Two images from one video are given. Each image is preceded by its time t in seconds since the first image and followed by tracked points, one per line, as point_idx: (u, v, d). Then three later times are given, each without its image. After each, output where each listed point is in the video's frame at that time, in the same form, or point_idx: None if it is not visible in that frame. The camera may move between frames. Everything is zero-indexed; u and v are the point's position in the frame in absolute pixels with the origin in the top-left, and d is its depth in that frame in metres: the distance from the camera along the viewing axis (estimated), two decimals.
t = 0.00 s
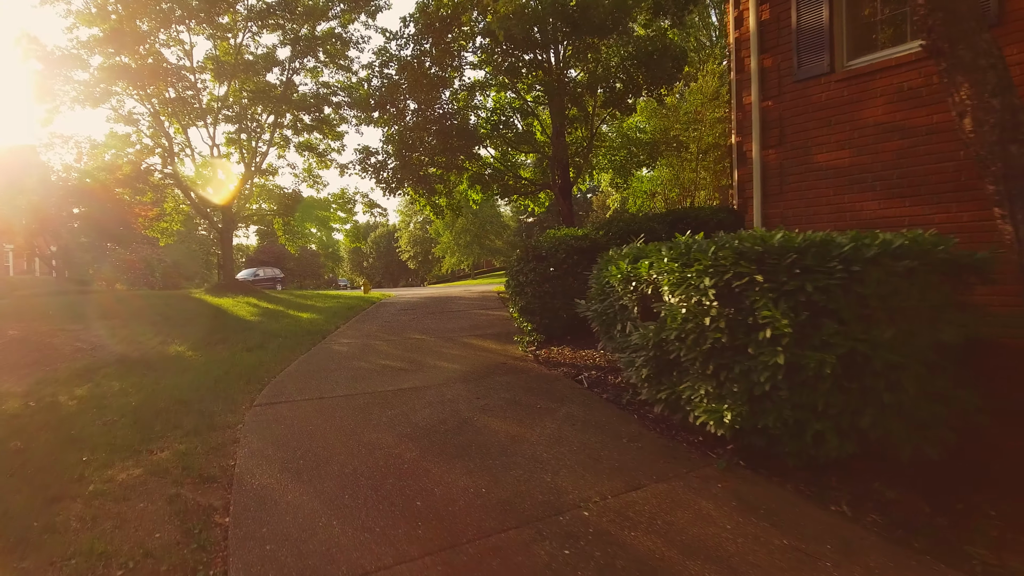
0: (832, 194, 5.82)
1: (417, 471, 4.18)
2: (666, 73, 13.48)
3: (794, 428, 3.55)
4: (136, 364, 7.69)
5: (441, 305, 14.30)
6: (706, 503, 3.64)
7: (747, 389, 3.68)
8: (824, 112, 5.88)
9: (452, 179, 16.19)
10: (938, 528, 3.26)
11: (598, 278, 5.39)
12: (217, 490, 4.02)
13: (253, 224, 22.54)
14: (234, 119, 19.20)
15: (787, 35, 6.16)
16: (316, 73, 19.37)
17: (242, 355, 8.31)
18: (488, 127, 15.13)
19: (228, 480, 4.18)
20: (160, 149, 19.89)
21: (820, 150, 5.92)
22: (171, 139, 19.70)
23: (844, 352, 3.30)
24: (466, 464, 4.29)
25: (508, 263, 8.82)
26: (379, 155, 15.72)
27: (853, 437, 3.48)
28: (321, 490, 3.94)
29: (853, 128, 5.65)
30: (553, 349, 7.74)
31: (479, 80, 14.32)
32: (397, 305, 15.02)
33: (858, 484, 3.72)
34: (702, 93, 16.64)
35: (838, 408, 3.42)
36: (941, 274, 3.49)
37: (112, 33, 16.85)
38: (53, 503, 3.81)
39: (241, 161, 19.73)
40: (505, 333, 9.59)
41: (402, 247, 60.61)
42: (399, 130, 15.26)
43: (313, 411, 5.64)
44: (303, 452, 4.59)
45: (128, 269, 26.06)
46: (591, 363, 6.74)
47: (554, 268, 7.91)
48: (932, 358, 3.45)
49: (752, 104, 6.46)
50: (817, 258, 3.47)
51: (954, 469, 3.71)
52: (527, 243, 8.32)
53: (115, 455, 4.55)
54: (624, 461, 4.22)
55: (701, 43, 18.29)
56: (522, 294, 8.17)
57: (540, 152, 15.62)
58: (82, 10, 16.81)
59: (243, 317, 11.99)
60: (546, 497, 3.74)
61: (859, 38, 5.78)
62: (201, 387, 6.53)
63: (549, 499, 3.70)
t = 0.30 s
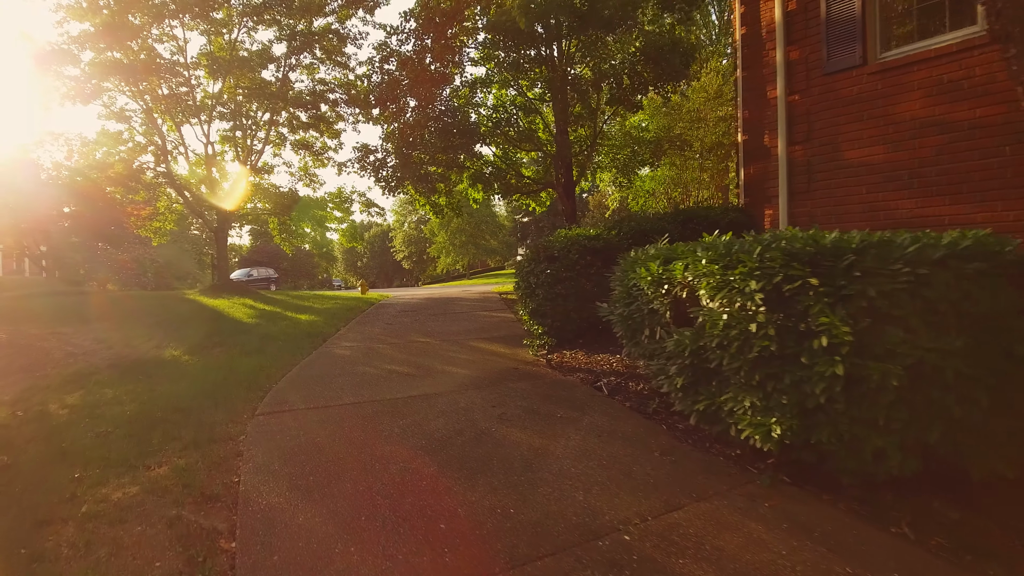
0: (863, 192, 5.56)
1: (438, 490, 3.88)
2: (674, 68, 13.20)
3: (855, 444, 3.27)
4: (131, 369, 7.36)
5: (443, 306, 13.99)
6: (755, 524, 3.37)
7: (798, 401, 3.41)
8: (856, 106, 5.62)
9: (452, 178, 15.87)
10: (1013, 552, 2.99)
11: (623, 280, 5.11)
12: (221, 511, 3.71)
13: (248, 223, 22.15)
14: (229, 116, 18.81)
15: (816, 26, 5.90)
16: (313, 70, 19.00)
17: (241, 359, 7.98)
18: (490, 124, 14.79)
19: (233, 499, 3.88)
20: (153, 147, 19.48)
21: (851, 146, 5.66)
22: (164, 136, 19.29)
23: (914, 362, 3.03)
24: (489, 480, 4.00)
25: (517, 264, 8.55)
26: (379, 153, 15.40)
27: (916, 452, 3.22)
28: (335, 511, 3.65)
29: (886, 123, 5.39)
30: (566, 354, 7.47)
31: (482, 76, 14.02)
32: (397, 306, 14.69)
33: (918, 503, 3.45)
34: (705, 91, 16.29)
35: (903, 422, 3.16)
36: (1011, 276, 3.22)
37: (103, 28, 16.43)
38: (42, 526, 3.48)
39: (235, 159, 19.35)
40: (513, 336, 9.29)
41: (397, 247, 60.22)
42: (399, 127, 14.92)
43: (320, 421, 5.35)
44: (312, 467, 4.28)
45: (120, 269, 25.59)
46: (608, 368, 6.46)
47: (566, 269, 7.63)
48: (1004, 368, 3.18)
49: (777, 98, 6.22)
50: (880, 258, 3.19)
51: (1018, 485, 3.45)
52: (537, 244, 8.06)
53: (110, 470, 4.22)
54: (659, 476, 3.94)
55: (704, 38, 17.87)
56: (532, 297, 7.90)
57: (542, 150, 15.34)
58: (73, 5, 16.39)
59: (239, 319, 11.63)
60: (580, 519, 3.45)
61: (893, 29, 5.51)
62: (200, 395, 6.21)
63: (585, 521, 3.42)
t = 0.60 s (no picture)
0: (901, 190, 5.31)
1: (463, 510, 3.60)
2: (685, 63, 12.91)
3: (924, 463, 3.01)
4: (127, 375, 7.02)
5: (446, 308, 13.68)
6: (813, 549, 3.10)
7: (860, 416, 3.14)
8: (893, 100, 5.36)
9: (455, 177, 15.57)
10: None
11: (652, 284, 4.83)
12: (231, 535, 3.42)
13: (245, 223, 21.78)
14: (226, 114, 18.46)
15: (849, 16, 5.64)
16: (312, 67, 18.68)
17: (243, 364, 7.68)
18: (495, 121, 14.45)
19: (242, 520, 3.58)
20: (149, 145, 19.11)
21: (887, 142, 5.40)
22: (160, 134, 18.93)
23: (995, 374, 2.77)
24: (518, 499, 3.71)
25: (529, 265, 8.28)
26: (380, 151, 15.06)
27: (991, 471, 2.96)
28: (356, 535, 3.36)
29: (927, 117, 5.13)
30: (582, 358, 7.19)
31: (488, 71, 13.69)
32: (400, 307, 14.37)
33: (986, 524, 3.19)
34: (710, 88, 16.06)
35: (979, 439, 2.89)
36: None
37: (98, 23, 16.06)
38: (34, 554, 3.18)
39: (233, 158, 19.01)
40: (524, 338, 9.00)
41: (393, 247, 59.86)
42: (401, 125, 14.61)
43: (331, 431, 5.05)
44: (326, 484, 3.99)
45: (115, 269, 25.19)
46: (630, 374, 6.17)
47: (581, 271, 7.34)
48: None
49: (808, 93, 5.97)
50: (954, 261, 2.93)
51: None
52: (550, 244, 7.79)
53: (107, 489, 3.91)
54: (702, 495, 3.66)
55: (710, 34, 17.59)
56: (546, 300, 7.62)
57: (547, 148, 15.07)
58: None
59: (238, 321, 11.31)
60: (623, 544, 3.16)
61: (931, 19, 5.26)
62: (202, 402, 5.89)
63: (628, 547, 3.13)
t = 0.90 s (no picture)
0: (944, 189, 5.08)
1: (492, 534, 3.32)
2: (699, 58, 12.61)
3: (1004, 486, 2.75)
4: (125, 382, 6.70)
5: (451, 310, 13.38)
6: None
7: (931, 433, 2.88)
8: (934, 94, 5.11)
9: (458, 176, 15.26)
10: None
11: (684, 287, 4.55)
12: (241, 562, 3.13)
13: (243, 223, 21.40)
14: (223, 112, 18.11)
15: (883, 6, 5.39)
16: (311, 64, 18.37)
17: (244, 369, 7.37)
18: (499, 119, 14.14)
19: (253, 546, 3.30)
20: (145, 144, 18.74)
21: (924, 137, 5.19)
22: (157, 132, 18.57)
23: None
24: (550, 520, 3.44)
25: (542, 265, 8.02)
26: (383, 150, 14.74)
27: None
28: (380, 564, 3.07)
29: (971, 112, 4.88)
30: (598, 363, 6.91)
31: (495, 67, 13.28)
32: (403, 309, 14.06)
33: None
34: (717, 86, 15.83)
35: None
36: None
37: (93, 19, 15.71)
38: None
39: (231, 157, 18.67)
40: (535, 342, 8.71)
41: (390, 247, 59.51)
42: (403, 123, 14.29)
43: (343, 443, 4.76)
44: (343, 504, 3.70)
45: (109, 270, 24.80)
46: (653, 382, 5.88)
47: (598, 271, 7.05)
48: None
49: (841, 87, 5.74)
50: None
51: None
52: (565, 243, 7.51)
53: (105, 510, 3.60)
54: (750, 517, 3.39)
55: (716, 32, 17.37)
56: (560, 302, 7.33)
57: (552, 146, 14.80)
58: None
59: (237, 324, 10.99)
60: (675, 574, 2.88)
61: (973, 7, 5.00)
62: (204, 411, 5.59)
63: None
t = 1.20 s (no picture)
0: (987, 185, 4.99)
1: (527, 561, 3.05)
2: (711, 54, 12.48)
3: None
4: (122, 389, 6.40)
5: (455, 311, 13.11)
6: None
7: (1014, 453, 2.63)
8: (975, 88, 5.00)
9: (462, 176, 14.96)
10: None
11: (718, 290, 4.28)
12: None
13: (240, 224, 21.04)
14: (221, 110, 17.76)
15: None
16: (310, 62, 18.07)
17: (247, 375, 7.08)
18: (503, 117, 13.85)
19: None
20: (140, 142, 18.39)
21: (965, 133, 5.06)
22: (153, 130, 18.21)
23: None
24: (588, 545, 3.18)
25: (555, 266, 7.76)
26: (384, 148, 14.44)
27: None
28: None
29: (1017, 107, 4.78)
30: (616, 369, 6.65)
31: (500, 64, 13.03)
32: (405, 311, 13.79)
33: None
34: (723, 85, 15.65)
35: None
36: None
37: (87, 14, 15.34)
38: None
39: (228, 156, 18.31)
40: (546, 346, 8.45)
41: (387, 247, 59.15)
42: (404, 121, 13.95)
43: (355, 457, 4.48)
44: (361, 527, 3.42)
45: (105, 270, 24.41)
46: (677, 389, 5.62)
47: (615, 273, 6.79)
48: None
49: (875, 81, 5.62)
50: None
51: None
52: (580, 243, 7.25)
53: (103, 535, 3.32)
54: (805, 540, 3.13)
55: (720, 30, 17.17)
56: (575, 305, 7.07)
57: (557, 145, 14.53)
58: None
59: (237, 326, 10.68)
60: None
61: None
62: (207, 421, 5.30)
63: None
